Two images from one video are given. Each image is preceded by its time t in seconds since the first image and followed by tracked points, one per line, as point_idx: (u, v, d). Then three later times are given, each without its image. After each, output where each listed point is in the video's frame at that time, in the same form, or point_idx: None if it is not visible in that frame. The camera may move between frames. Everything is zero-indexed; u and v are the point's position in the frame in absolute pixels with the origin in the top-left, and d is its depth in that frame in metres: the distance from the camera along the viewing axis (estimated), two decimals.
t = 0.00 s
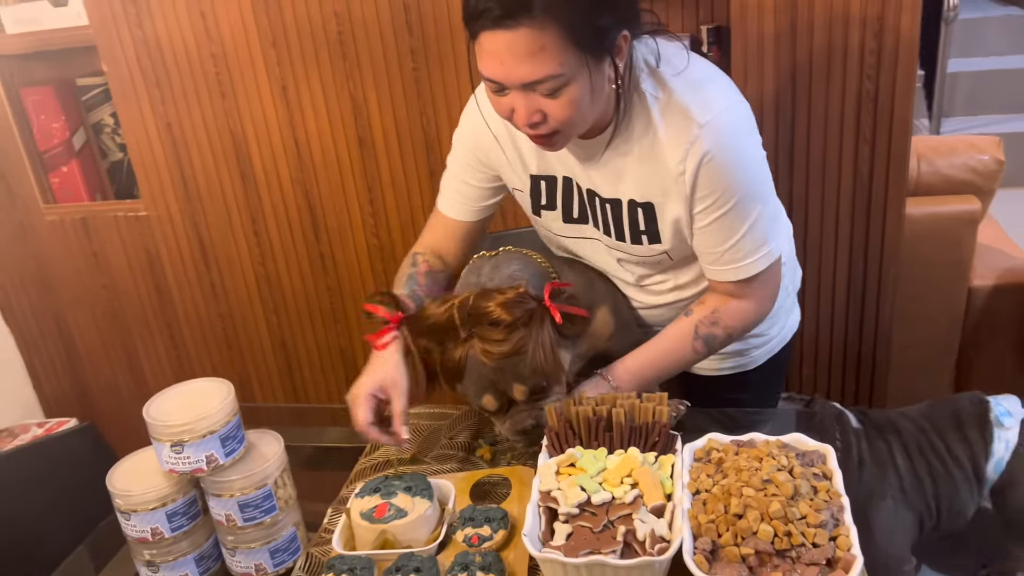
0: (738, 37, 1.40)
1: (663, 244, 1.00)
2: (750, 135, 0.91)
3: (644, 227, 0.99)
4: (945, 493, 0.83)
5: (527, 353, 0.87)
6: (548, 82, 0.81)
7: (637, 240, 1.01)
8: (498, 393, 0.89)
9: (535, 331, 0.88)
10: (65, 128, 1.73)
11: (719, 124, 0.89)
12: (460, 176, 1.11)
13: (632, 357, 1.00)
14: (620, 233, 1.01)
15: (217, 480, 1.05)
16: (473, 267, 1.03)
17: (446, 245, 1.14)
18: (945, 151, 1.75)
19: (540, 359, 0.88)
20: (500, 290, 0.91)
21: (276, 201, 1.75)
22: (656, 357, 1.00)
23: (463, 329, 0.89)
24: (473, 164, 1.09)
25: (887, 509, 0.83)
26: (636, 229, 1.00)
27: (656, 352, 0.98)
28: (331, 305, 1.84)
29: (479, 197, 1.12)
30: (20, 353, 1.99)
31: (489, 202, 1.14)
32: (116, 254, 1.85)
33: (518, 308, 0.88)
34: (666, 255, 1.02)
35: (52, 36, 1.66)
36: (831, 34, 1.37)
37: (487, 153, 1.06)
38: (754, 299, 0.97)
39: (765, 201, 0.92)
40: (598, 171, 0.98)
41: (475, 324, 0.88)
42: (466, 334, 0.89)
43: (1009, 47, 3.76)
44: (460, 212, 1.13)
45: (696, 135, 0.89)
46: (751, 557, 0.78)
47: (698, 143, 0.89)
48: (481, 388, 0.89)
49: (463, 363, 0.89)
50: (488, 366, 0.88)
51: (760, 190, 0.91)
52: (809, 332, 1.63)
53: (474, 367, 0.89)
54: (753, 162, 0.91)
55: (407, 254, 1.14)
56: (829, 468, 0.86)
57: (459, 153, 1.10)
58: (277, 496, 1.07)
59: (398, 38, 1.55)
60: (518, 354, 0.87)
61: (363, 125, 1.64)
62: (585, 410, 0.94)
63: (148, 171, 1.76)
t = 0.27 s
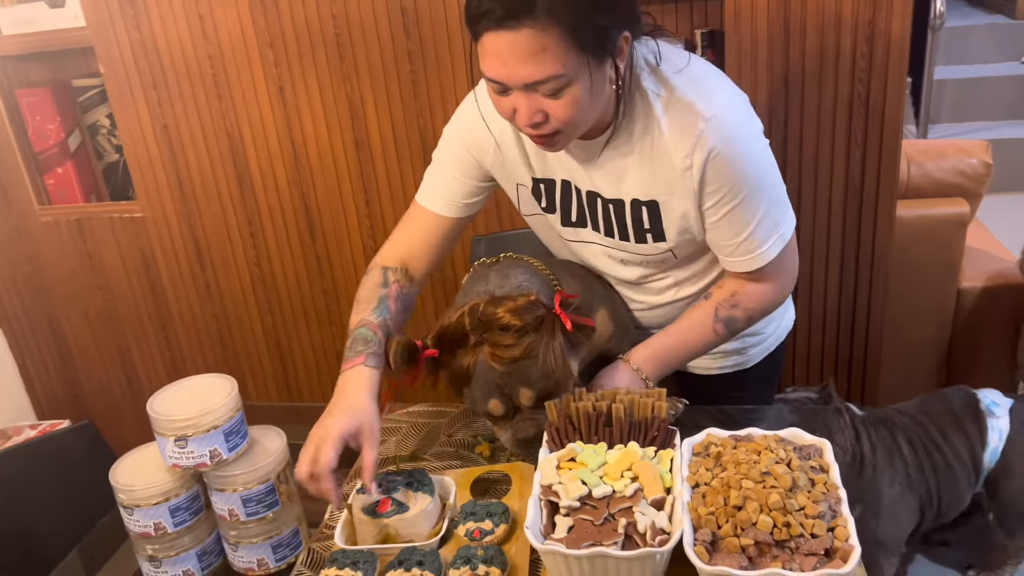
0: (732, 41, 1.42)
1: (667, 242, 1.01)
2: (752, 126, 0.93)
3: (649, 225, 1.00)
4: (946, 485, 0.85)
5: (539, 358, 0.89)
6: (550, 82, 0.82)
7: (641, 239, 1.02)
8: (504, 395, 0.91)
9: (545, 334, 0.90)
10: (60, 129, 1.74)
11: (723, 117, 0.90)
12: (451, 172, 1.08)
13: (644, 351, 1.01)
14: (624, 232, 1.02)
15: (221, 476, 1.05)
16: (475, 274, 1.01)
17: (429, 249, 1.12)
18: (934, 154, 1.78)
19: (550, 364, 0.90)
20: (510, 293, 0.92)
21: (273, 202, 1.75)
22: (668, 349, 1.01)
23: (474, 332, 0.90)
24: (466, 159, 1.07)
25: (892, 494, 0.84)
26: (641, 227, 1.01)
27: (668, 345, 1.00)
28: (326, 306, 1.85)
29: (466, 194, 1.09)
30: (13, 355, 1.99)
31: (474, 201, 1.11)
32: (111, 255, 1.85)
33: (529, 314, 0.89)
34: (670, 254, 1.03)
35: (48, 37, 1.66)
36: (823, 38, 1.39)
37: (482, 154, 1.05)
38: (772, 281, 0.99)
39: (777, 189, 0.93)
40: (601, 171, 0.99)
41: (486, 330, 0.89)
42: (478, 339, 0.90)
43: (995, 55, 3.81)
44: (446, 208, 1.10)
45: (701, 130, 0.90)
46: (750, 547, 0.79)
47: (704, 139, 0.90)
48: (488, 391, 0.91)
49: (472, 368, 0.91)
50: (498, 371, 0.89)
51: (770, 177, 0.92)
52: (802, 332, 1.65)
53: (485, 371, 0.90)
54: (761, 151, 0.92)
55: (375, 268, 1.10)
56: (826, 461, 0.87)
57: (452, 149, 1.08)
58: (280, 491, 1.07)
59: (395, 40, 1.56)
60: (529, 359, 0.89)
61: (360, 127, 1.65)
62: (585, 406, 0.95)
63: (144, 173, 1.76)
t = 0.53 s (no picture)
0: (726, 52, 1.44)
1: (673, 251, 1.02)
2: (760, 130, 0.95)
3: (655, 234, 1.01)
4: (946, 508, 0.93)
5: (511, 330, 0.95)
6: (562, 99, 0.84)
7: (647, 249, 1.03)
8: (472, 364, 0.96)
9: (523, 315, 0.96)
10: (58, 134, 1.75)
11: (733, 125, 0.92)
12: (450, 193, 1.10)
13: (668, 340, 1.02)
14: (630, 243, 1.03)
15: (219, 477, 1.06)
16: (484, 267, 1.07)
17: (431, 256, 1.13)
18: (925, 165, 1.80)
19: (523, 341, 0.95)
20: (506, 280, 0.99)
21: (272, 210, 1.76)
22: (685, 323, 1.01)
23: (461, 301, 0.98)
24: (463, 179, 1.08)
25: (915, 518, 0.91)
26: (647, 237, 1.02)
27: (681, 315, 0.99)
28: (324, 312, 1.86)
29: (463, 212, 1.11)
30: (8, 359, 1.99)
31: (474, 220, 1.13)
32: (108, 260, 1.86)
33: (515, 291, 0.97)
34: (676, 263, 1.04)
35: (48, 43, 1.67)
36: (816, 50, 1.41)
37: (482, 169, 1.06)
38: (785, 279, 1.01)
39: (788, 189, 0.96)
40: (606, 184, 1.00)
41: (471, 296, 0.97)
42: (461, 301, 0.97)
43: (985, 69, 3.85)
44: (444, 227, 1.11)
45: (715, 139, 0.92)
46: (743, 550, 0.80)
47: (717, 149, 0.92)
48: (459, 357, 0.96)
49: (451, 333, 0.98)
50: (474, 337, 0.96)
51: (780, 179, 0.95)
52: (794, 341, 1.66)
53: (462, 336, 0.97)
54: (770, 154, 0.95)
55: (386, 272, 1.13)
56: (818, 466, 0.90)
57: (451, 167, 1.09)
58: (277, 493, 1.08)
59: (395, 50, 1.58)
60: (503, 330, 0.95)
61: (360, 136, 1.66)
62: (580, 411, 0.97)
63: (143, 179, 1.77)
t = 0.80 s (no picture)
0: (727, 66, 1.46)
1: (685, 242, 1.04)
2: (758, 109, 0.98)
3: (666, 224, 1.03)
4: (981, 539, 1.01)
5: (517, 320, 0.93)
6: (561, 99, 0.86)
7: (658, 241, 1.05)
8: (479, 358, 0.94)
9: (529, 306, 0.94)
10: (64, 140, 1.76)
11: (731, 111, 0.95)
12: (461, 201, 1.13)
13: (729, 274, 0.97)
14: (641, 237, 1.05)
15: (222, 480, 1.07)
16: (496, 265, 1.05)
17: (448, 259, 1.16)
18: (924, 180, 1.82)
19: (529, 332, 0.93)
20: (512, 271, 0.97)
21: (275, 217, 1.78)
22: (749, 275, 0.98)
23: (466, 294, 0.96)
24: (472, 188, 1.12)
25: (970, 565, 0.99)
26: (658, 228, 1.04)
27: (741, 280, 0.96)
28: (326, 318, 1.87)
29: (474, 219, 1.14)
30: (9, 363, 2.00)
31: (485, 228, 1.16)
32: (111, 265, 1.87)
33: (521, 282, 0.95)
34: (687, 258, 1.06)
35: (56, 50, 1.69)
36: (816, 66, 1.43)
37: (487, 176, 1.09)
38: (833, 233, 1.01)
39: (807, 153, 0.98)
40: (610, 184, 1.02)
41: (476, 288, 0.95)
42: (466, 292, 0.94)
43: (984, 86, 3.88)
44: (457, 235, 1.15)
45: (716, 129, 0.95)
46: (740, 557, 0.81)
47: (719, 137, 0.95)
48: (465, 351, 0.95)
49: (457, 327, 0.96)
50: (479, 331, 0.94)
51: (794, 145, 0.97)
52: (792, 353, 1.67)
53: (467, 330, 0.95)
54: (775, 125, 0.98)
55: (409, 276, 1.15)
56: (815, 475, 0.91)
57: (459, 176, 1.12)
58: (279, 497, 1.09)
59: (399, 61, 1.60)
60: (509, 322, 0.93)
61: (363, 145, 1.68)
62: (580, 419, 0.97)
63: (147, 185, 1.78)
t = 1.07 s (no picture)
0: (728, 84, 1.48)
1: (673, 248, 1.05)
2: (740, 119, 0.99)
3: (656, 233, 1.03)
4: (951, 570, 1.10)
5: (540, 305, 0.90)
6: (549, 105, 0.87)
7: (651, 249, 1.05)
8: (504, 344, 0.90)
9: (552, 292, 0.91)
10: (74, 148, 1.79)
11: (711, 113, 0.97)
12: (468, 213, 1.14)
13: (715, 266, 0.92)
14: (634, 245, 1.04)
15: (228, 484, 1.09)
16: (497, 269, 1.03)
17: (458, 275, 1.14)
18: (921, 198, 1.84)
19: (555, 313, 0.90)
20: (526, 265, 0.94)
21: (279, 225, 1.80)
22: (739, 274, 0.92)
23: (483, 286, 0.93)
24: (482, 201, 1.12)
25: None
26: (649, 236, 1.04)
27: (738, 281, 0.92)
28: (330, 326, 1.89)
29: (486, 233, 1.14)
30: (16, 368, 2.02)
31: (496, 239, 1.16)
32: (118, 272, 1.89)
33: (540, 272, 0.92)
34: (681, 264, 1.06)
35: (68, 60, 1.71)
36: (815, 85, 1.46)
37: (495, 190, 1.10)
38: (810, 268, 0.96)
39: (784, 168, 0.97)
40: (598, 193, 1.02)
41: (492, 283, 0.92)
42: (486, 287, 0.92)
43: (983, 104, 3.92)
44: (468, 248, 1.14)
45: (693, 129, 0.96)
46: (734, 566, 0.83)
47: (695, 137, 0.96)
48: (488, 338, 0.90)
49: (476, 317, 0.92)
50: (503, 317, 0.90)
51: (772, 158, 0.97)
52: (790, 367, 1.69)
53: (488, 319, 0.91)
54: (754, 137, 0.98)
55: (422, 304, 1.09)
56: (808, 486, 0.93)
57: (467, 190, 1.14)
58: (284, 502, 1.11)
59: (405, 74, 1.63)
60: (533, 307, 0.90)
61: (368, 155, 1.70)
62: (579, 427, 0.99)
63: (155, 193, 1.81)
